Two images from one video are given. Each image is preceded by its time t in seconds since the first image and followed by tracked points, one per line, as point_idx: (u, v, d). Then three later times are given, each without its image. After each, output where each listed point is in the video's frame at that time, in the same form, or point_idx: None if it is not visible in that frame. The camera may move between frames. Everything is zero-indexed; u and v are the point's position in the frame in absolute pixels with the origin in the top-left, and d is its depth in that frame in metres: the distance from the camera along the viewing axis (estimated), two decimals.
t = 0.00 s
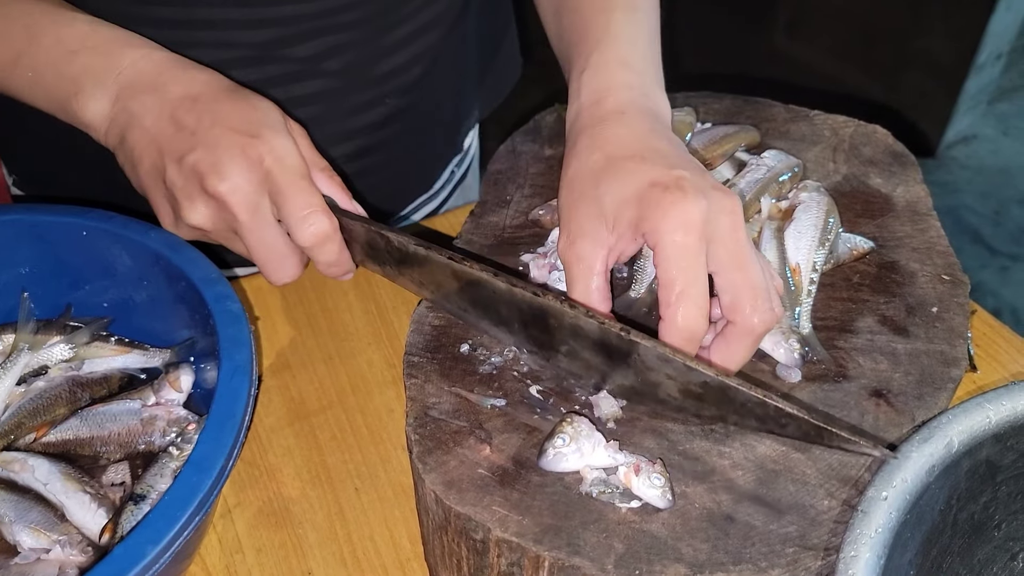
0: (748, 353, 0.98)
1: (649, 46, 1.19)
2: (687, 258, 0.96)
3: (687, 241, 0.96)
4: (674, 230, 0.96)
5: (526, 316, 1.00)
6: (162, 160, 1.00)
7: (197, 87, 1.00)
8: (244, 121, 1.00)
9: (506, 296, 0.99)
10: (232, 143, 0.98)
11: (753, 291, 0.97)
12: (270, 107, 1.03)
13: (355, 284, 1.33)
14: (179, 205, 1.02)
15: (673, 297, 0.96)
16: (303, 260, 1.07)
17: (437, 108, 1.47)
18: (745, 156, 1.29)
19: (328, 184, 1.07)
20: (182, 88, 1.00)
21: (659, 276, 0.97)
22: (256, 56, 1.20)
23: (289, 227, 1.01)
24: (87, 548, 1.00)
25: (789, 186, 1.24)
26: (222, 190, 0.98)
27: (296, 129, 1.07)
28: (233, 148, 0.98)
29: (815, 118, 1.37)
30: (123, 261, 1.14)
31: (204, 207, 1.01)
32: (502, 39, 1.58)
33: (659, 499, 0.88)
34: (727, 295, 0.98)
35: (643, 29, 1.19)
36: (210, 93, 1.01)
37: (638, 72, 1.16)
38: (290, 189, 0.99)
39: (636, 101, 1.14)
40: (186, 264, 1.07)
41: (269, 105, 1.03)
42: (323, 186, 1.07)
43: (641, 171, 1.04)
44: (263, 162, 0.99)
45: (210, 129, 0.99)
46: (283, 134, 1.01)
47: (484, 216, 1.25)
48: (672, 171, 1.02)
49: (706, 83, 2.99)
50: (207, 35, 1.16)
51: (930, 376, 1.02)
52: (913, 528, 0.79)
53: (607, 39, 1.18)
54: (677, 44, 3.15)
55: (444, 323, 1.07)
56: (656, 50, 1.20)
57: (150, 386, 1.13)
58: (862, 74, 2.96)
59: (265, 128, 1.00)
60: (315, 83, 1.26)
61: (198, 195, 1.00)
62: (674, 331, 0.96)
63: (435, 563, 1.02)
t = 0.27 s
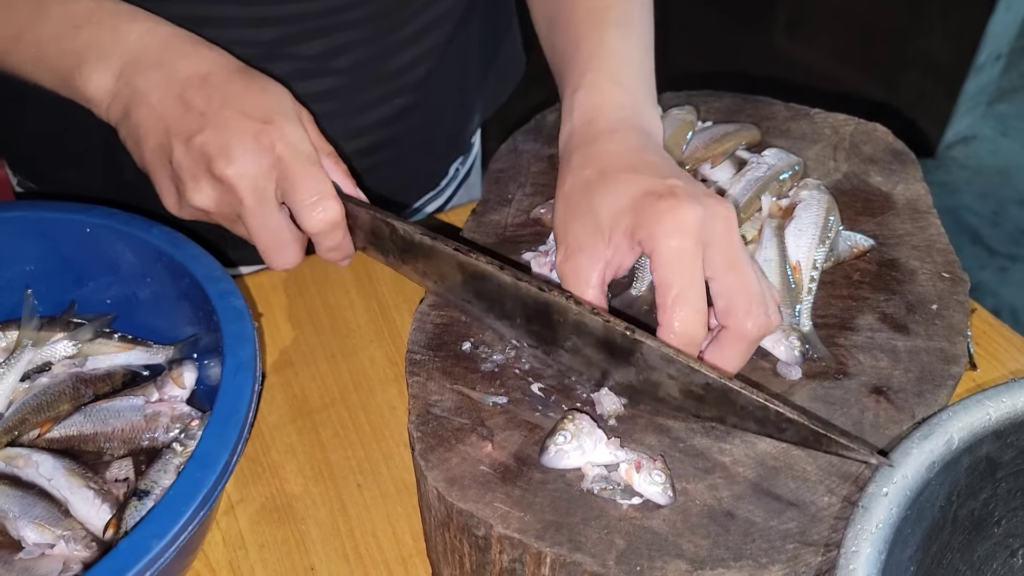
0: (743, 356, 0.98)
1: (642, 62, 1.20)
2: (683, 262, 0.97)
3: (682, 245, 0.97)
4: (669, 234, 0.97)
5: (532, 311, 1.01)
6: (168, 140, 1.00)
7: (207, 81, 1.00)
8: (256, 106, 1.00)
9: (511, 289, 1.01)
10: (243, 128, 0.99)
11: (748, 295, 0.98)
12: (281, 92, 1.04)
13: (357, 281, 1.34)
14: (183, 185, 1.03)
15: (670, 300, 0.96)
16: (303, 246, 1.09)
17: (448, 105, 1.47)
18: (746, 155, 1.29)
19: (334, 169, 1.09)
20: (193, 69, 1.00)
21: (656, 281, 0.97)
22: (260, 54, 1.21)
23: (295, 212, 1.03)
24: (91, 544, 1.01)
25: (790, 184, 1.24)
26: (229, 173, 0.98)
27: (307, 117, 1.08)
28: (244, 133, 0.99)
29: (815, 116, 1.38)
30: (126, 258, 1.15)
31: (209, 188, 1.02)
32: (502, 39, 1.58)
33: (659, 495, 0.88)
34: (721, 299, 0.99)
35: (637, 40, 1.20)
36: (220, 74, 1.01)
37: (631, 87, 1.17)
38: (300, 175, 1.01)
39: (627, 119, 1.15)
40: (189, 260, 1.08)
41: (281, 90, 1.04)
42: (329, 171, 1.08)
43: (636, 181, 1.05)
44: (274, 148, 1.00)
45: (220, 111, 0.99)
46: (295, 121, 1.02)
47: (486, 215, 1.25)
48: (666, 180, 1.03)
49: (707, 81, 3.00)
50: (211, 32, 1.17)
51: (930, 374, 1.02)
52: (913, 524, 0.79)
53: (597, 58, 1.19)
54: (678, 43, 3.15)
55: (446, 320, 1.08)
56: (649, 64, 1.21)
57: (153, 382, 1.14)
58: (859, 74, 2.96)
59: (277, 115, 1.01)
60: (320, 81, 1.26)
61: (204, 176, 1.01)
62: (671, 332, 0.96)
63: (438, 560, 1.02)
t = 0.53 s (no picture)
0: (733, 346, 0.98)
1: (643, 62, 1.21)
2: (666, 256, 0.97)
3: (667, 243, 0.98)
4: (655, 229, 0.98)
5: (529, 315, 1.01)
6: (224, 184, 0.98)
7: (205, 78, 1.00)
8: (315, 151, 0.99)
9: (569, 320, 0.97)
10: (302, 171, 0.97)
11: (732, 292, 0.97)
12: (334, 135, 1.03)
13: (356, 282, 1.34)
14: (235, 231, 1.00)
15: (648, 293, 0.97)
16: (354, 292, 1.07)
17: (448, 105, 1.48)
18: (745, 155, 1.29)
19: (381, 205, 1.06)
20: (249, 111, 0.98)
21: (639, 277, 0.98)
22: (260, 53, 1.21)
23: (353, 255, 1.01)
24: (90, 544, 1.01)
25: (788, 185, 1.25)
26: (287, 218, 0.96)
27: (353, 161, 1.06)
28: (306, 177, 0.97)
29: (814, 117, 1.38)
30: (126, 258, 1.15)
31: (266, 233, 0.99)
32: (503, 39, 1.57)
33: (658, 496, 0.88)
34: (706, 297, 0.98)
35: (634, 41, 1.21)
36: (276, 117, 1.00)
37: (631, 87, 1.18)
38: (360, 219, 0.99)
39: (624, 116, 1.15)
40: (189, 261, 1.08)
41: (337, 136, 1.02)
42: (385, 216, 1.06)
43: (631, 178, 1.05)
44: (335, 193, 0.98)
45: (279, 154, 0.97)
46: (352, 165, 1.01)
47: (485, 216, 1.25)
48: (661, 178, 1.04)
49: (706, 81, 3.00)
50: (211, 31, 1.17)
51: (929, 374, 1.02)
52: (911, 525, 0.80)
53: (596, 56, 1.19)
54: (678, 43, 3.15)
55: (444, 321, 1.08)
56: (648, 66, 1.22)
57: (153, 383, 1.14)
58: (858, 74, 2.97)
59: (336, 158, 1.00)
60: (319, 80, 1.26)
61: (261, 220, 0.98)
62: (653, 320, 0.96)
63: (437, 561, 1.02)
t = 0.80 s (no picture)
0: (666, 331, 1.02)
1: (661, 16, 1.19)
2: (659, 208, 0.97)
3: (660, 193, 0.97)
4: (653, 180, 0.97)
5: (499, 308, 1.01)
6: (124, 149, 1.01)
7: (197, 80, 1.00)
8: (196, 105, 0.98)
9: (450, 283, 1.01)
10: (182, 129, 0.97)
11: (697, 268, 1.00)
12: (228, 87, 1.00)
13: (352, 284, 1.33)
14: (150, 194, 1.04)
15: (635, 243, 0.97)
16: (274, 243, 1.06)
17: (437, 109, 1.47)
18: (743, 157, 1.29)
19: (289, 161, 1.04)
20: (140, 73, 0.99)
21: (627, 225, 0.98)
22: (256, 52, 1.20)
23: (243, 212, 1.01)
24: (83, 547, 1.00)
25: (785, 187, 1.25)
26: (181, 179, 0.99)
27: (264, 104, 1.04)
28: (187, 136, 0.98)
29: (812, 119, 1.38)
30: (121, 260, 1.15)
31: (166, 195, 1.03)
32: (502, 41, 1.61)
33: (655, 499, 0.88)
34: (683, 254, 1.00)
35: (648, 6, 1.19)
36: (165, 78, 0.99)
37: (645, 39, 1.16)
38: (241, 176, 0.98)
39: (645, 64, 1.14)
40: (183, 263, 1.07)
41: (227, 84, 1.00)
42: (284, 164, 1.04)
43: (636, 125, 1.05)
44: (212, 147, 0.97)
45: (165, 116, 0.98)
46: (238, 117, 0.98)
47: (482, 216, 1.25)
48: (668, 131, 1.04)
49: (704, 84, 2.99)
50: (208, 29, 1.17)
51: (926, 377, 1.02)
52: (908, 529, 0.79)
53: (618, 6, 1.18)
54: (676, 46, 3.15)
55: (440, 323, 1.07)
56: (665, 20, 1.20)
57: (147, 384, 1.13)
58: (858, 74, 3.01)
59: (219, 112, 0.98)
60: (315, 79, 1.26)
61: (159, 184, 1.02)
62: (620, 331, 0.98)
63: (432, 563, 1.01)
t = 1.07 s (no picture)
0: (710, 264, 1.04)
1: None
2: (676, 106, 1.01)
3: (675, 95, 1.01)
4: (664, 83, 1.02)
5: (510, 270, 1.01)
6: (130, 133, 1.02)
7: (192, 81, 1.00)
8: (198, 81, 0.98)
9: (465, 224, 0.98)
10: (188, 106, 0.97)
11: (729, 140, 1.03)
12: (226, 63, 1.00)
13: (350, 283, 1.33)
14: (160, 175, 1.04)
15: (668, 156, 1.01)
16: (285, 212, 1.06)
17: (433, 108, 1.47)
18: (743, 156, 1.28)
19: (295, 133, 1.04)
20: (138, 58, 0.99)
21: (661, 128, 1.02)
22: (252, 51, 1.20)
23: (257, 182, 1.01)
24: (81, 547, 1.00)
25: (784, 186, 1.24)
26: (190, 156, 0.99)
27: (268, 81, 1.04)
28: (193, 112, 0.98)
29: (811, 119, 1.37)
30: (118, 260, 1.14)
31: (178, 175, 1.04)
32: (496, 44, 1.62)
33: (654, 499, 0.88)
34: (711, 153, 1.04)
35: None
36: (165, 61, 0.99)
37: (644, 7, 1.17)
38: (250, 145, 0.98)
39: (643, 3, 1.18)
40: (180, 263, 1.07)
41: (226, 60, 1.00)
42: (290, 135, 1.04)
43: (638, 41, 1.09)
44: (221, 122, 0.97)
45: (168, 95, 0.98)
46: (241, 90, 0.98)
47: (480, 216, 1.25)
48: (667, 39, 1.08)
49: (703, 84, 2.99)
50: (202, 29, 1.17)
51: (925, 376, 1.02)
52: (907, 528, 0.79)
53: None
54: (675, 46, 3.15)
55: (439, 322, 1.07)
56: None
57: (145, 385, 1.13)
58: (857, 75, 2.98)
59: (222, 86, 0.98)
60: (311, 78, 1.26)
61: (171, 164, 1.03)
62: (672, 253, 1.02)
63: (430, 563, 1.01)
